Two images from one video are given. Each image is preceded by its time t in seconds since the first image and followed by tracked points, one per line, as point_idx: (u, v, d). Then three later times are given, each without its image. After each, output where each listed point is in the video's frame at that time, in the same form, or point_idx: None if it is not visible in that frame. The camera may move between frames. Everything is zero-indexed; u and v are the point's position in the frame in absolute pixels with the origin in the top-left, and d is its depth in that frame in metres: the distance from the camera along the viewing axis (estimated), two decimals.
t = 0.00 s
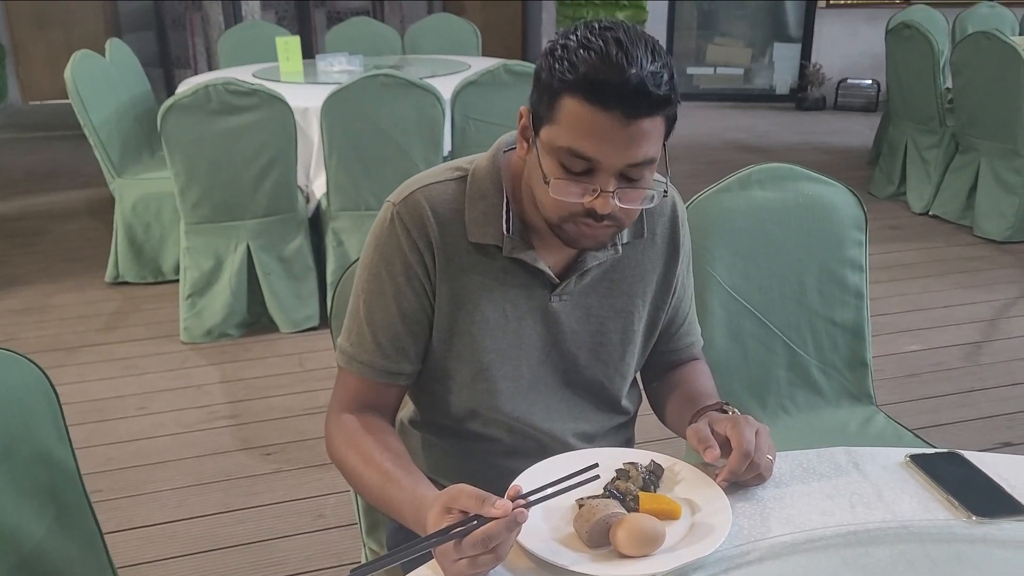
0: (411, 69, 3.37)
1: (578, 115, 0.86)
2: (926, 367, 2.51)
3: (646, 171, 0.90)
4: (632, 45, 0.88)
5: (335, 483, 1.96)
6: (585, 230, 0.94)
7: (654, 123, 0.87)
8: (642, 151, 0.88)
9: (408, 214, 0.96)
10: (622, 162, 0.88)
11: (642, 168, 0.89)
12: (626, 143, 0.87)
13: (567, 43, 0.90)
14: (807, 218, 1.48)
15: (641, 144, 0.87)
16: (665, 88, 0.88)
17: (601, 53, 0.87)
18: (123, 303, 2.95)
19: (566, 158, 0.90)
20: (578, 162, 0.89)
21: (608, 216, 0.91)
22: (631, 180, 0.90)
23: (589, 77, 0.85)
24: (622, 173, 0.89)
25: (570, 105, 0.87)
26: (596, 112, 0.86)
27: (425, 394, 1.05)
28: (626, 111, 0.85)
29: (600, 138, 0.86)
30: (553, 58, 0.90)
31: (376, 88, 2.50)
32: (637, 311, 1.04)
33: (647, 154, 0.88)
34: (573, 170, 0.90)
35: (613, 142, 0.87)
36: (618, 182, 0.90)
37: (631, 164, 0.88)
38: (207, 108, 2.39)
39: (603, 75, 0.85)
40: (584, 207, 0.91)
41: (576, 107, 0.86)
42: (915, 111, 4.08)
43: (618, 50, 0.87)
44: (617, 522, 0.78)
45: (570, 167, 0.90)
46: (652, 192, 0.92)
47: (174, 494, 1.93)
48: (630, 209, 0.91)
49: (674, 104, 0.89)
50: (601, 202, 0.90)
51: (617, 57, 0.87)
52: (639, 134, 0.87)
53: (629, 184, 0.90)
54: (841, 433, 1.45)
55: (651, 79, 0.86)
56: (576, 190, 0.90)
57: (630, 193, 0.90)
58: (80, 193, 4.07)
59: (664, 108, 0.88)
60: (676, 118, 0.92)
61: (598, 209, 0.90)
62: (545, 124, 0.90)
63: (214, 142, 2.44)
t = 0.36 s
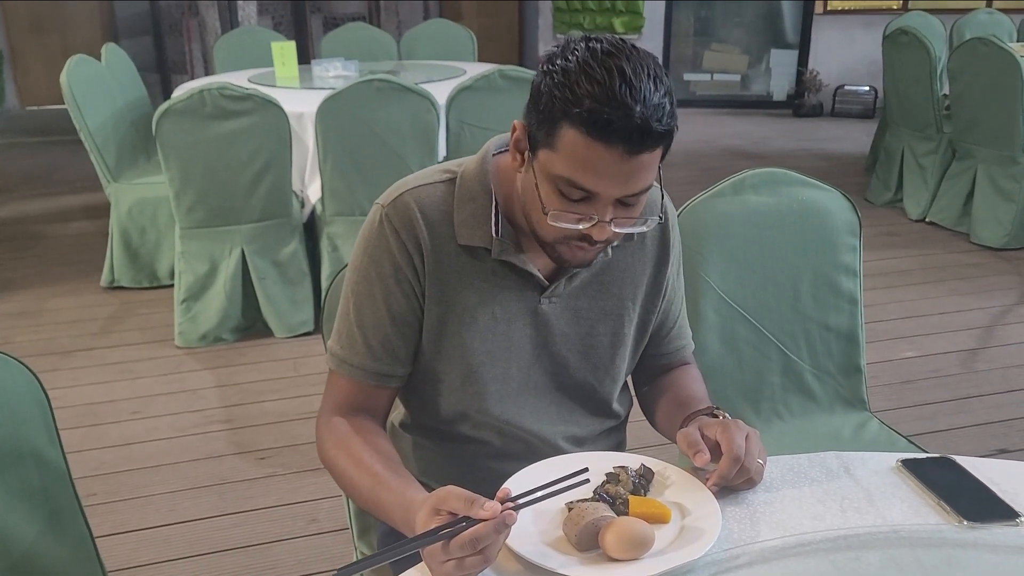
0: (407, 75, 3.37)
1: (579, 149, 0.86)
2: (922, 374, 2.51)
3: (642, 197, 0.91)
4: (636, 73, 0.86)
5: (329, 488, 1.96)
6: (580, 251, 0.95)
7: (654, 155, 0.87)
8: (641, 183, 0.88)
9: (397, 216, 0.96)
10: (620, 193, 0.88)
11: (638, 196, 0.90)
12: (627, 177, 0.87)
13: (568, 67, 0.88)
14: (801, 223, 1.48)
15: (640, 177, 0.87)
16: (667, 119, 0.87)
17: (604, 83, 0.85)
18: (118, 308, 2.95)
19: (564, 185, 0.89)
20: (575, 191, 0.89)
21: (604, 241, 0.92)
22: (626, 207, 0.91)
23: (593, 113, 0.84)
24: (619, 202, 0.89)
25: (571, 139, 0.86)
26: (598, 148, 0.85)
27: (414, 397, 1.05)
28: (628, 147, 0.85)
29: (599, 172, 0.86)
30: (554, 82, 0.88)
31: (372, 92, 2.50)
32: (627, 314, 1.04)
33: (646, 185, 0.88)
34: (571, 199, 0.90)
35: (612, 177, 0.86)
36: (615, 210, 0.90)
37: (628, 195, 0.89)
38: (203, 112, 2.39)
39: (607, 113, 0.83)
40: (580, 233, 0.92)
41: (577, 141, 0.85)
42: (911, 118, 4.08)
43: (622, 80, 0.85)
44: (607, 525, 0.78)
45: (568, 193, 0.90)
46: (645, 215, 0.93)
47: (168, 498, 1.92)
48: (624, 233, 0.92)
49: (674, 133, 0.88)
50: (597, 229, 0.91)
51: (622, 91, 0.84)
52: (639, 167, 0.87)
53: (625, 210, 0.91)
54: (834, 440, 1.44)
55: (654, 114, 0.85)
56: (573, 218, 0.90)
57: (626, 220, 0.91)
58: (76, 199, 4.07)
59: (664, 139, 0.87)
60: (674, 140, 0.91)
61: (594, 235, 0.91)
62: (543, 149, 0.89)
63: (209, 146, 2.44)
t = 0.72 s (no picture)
0: (413, 74, 3.38)
1: (579, 154, 0.85)
2: (925, 380, 2.50)
3: (641, 201, 0.90)
4: (639, 77, 0.85)
5: (328, 484, 1.95)
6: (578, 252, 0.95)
7: (655, 160, 0.86)
8: (641, 188, 0.87)
9: (395, 213, 0.96)
10: (619, 197, 0.87)
11: (638, 200, 0.89)
12: (627, 182, 0.86)
13: (571, 70, 0.87)
14: (803, 227, 1.47)
15: (640, 181, 0.87)
16: (669, 124, 0.86)
17: (607, 88, 0.84)
18: (122, 302, 2.95)
19: (563, 188, 0.89)
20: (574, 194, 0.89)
21: (602, 244, 0.92)
22: (626, 210, 0.90)
23: (594, 118, 0.83)
24: (618, 206, 0.89)
25: (572, 143, 0.85)
26: (598, 153, 0.84)
27: (410, 395, 1.04)
28: (629, 153, 0.84)
29: (599, 177, 0.86)
30: (555, 85, 0.87)
31: (376, 91, 2.50)
32: (625, 314, 1.04)
33: (645, 190, 0.88)
34: (570, 202, 0.89)
35: (612, 181, 0.86)
36: (614, 214, 0.90)
37: (628, 199, 0.88)
38: (207, 108, 2.39)
39: (608, 118, 0.83)
40: (579, 236, 0.91)
41: (578, 146, 0.85)
42: (919, 123, 4.07)
43: (625, 85, 0.84)
44: (599, 525, 0.77)
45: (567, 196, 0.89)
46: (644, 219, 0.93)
47: (167, 492, 1.92)
48: (623, 237, 0.92)
49: (676, 137, 0.87)
50: (596, 233, 0.90)
51: (624, 96, 0.84)
52: (639, 172, 0.86)
53: (624, 213, 0.90)
54: (833, 445, 1.43)
55: (657, 120, 0.84)
56: (572, 220, 0.90)
57: (625, 223, 0.91)
58: (82, 194, 4.08)
59: (666, 144, 0.87)
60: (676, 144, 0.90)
61: (592, 239, 0.91)
62: (543, 151, 0.89)
63: (214, 142, 2.44)
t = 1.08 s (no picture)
0: (432, 69, 3.39)
1: (578, 143, 0.85)
2: (940, 382, 2.47)
3: (639, 191, 0.91)
4: (639, 67, 0.85)
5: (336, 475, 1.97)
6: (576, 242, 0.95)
7: (654, 150, 0.87)
8: (639, 178, 0.88)
9: (395, 202, 0.97)
10: (617, 187, 0.88)
11: (636, 190, 0.90)
12: (625, 171, 0.87)
13: (571, 59, 0.87)
14: (813, 223, 1.46)
15: (638, 171, 0.87)
16: (667, 115, 0.86)
17: (606, 77, 0.84)
18: (140, 292, 2.98)
19: (561, 178, 0.89)
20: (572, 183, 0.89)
21: (600, 234, 0.92)
22: (623, 200, 0.90)
23: (593, 107, 0.83)
24: (616, 196, 0.89)
25: (571, 132, 0.85)
26: (597, 142, 0.85)
27: (408, 384, 1.05)
28: (627, 142, 0.84)
29: (597, 166, 0.86)
30: (555, 74, 0.87)
31: (393, 85, 2.51)
32: (625, 307, 1.04)
33: (643, 180, 0.88)
34: (568, 191, 0.89)
35: (610, 171, 0.86)
36: (612, 204, 0.90)
37: (625, 189, 0.88)
38: (226, 100, 2.41)
39: (608, 108, 0.83)
40: (576, 225, 0.92)
41: (577, 135, 0.85)
42: (942, 124, 4.03)
43: (625, 74, 0.84)
44: (587, 515, 0.78)
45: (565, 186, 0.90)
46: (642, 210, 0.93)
47: (178, 480, 1.94)
48: (621, 227, 0.92)
49: (675, 128, 0.87)
50: (593, 223, 0.90)
51: (624, 86, 0.84)
52: (637, 162, 0.86)
53: (621, 204, 0.91)
54: (839, 443, 1.42)
55: (656, 110, 0.84)
56: (570, 210, 0.90)
57: (622, 212, 0.91)
58: (105, 184, 4.13)
59: (665, 134, 0.87)
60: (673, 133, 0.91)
61: (590, 228, 0.91)
62: (543, 140, 0.89)
63: (232, 134, 2.46)
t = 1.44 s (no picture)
0: (452, 60, 3.39)
1: (574, 128, 0.85)
2: (960, 380, 2.44)
3: (636, 179, 0.90)
4: (638, 56, 0.85)
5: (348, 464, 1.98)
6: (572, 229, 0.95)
7: (650, 138, 0.87)
8: (635, 165, 0.87)
9: (394, 189, 0.99)
10: (612, 175, 0.87)
11: (632, 179, 0.89)
12: (620, 158, 0.86)
13: (570, 45, 0.86)
14: (825, 217, 1.45)
15: (634, 159, 0.87)
16: (665, 104, 0.86)
17: (604, 63, 0.84)
18: (160, 281, 3.01)
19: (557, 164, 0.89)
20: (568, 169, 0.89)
21: (594, 222, 0.92)
22: (620, 189, 0.90)
23: (590, 93, 0.83)
24: (612, 184, 0.89)
25: (567, 117, 0.85)
26: (593, 127, 0.84)
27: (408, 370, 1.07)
28: (623, 129, 0.84)
29: (593, 151, 0.86)
30: (554, 60, 0.87)
31: (410, 76, 2.51)
32: (624, 297, 1.06)
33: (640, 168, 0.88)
34: (563, 177, 0.89)
35: (606, 158, 0.86)
36: (607, 192, 0.90)
37: (621, 177, 0.88)
38: (244, 90, 2.43)
39: (605, 93, 0.83)
40: (571, 212, 0.91)
41: (573, 120, 0.85)
42: (969, 118, 3.97)
43: (623, 61, 0.84)
44: (578, 504, 0.78)
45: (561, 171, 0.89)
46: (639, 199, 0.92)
47: (192, 466, 1.96)
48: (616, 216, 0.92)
49: (673, 117, 0.87)
50: (588, 210, 0.90)
51: (621, 73, 0.84)
52: (633, 150, 0.86)
53: (618, 192, 0.90)
54: (848, 438, 1.41)
55: (653, 98, 0.84)
56: (564, 197, 0.90)
57: (618, 202, 0.90)
58: (129, 174, 4.17)
59: (662, 122, 0.86)
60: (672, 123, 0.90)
61: (584, 216, 0.91)
62: (540, 126, 0.89)
63: (249, 124, 2.48)
